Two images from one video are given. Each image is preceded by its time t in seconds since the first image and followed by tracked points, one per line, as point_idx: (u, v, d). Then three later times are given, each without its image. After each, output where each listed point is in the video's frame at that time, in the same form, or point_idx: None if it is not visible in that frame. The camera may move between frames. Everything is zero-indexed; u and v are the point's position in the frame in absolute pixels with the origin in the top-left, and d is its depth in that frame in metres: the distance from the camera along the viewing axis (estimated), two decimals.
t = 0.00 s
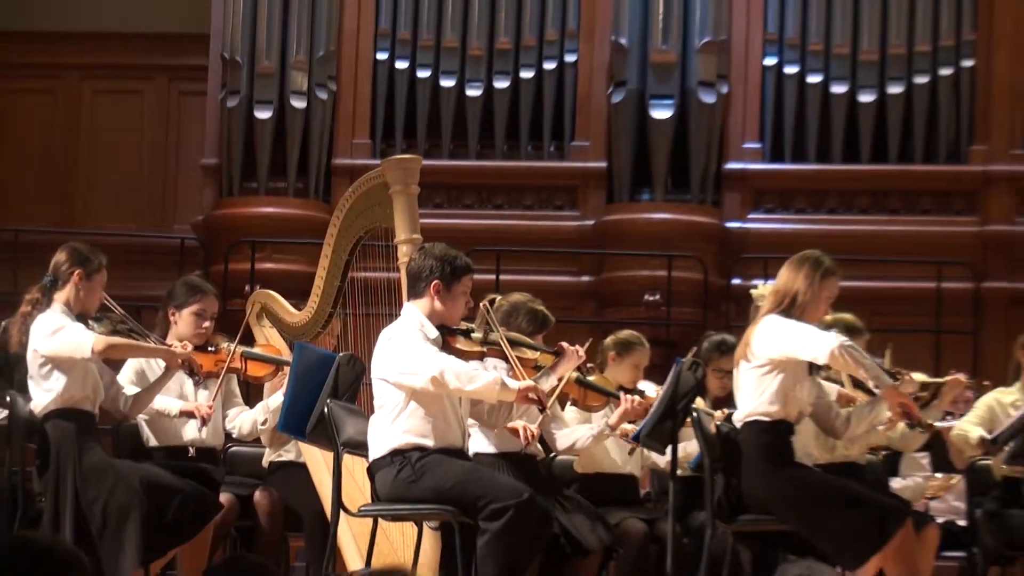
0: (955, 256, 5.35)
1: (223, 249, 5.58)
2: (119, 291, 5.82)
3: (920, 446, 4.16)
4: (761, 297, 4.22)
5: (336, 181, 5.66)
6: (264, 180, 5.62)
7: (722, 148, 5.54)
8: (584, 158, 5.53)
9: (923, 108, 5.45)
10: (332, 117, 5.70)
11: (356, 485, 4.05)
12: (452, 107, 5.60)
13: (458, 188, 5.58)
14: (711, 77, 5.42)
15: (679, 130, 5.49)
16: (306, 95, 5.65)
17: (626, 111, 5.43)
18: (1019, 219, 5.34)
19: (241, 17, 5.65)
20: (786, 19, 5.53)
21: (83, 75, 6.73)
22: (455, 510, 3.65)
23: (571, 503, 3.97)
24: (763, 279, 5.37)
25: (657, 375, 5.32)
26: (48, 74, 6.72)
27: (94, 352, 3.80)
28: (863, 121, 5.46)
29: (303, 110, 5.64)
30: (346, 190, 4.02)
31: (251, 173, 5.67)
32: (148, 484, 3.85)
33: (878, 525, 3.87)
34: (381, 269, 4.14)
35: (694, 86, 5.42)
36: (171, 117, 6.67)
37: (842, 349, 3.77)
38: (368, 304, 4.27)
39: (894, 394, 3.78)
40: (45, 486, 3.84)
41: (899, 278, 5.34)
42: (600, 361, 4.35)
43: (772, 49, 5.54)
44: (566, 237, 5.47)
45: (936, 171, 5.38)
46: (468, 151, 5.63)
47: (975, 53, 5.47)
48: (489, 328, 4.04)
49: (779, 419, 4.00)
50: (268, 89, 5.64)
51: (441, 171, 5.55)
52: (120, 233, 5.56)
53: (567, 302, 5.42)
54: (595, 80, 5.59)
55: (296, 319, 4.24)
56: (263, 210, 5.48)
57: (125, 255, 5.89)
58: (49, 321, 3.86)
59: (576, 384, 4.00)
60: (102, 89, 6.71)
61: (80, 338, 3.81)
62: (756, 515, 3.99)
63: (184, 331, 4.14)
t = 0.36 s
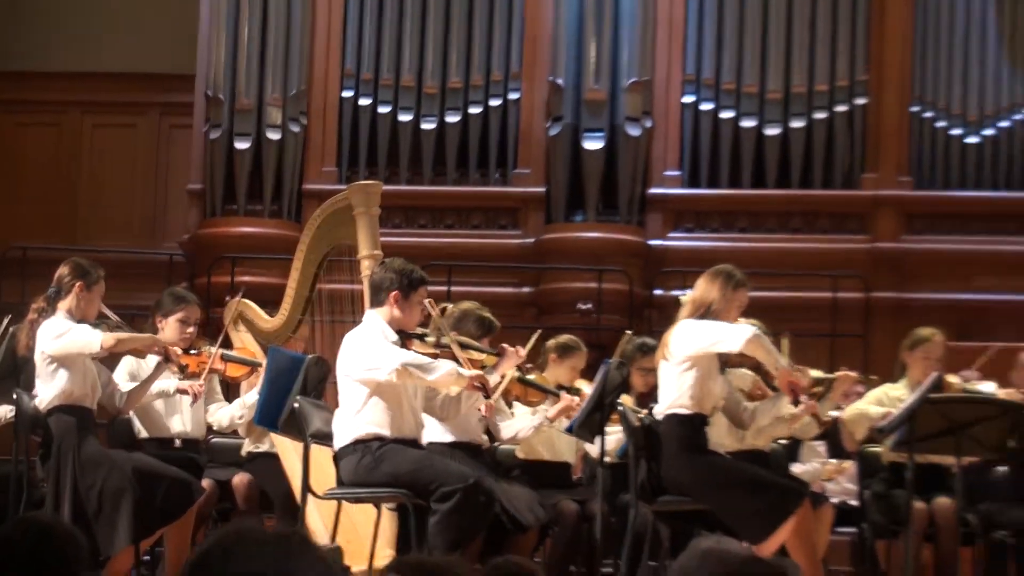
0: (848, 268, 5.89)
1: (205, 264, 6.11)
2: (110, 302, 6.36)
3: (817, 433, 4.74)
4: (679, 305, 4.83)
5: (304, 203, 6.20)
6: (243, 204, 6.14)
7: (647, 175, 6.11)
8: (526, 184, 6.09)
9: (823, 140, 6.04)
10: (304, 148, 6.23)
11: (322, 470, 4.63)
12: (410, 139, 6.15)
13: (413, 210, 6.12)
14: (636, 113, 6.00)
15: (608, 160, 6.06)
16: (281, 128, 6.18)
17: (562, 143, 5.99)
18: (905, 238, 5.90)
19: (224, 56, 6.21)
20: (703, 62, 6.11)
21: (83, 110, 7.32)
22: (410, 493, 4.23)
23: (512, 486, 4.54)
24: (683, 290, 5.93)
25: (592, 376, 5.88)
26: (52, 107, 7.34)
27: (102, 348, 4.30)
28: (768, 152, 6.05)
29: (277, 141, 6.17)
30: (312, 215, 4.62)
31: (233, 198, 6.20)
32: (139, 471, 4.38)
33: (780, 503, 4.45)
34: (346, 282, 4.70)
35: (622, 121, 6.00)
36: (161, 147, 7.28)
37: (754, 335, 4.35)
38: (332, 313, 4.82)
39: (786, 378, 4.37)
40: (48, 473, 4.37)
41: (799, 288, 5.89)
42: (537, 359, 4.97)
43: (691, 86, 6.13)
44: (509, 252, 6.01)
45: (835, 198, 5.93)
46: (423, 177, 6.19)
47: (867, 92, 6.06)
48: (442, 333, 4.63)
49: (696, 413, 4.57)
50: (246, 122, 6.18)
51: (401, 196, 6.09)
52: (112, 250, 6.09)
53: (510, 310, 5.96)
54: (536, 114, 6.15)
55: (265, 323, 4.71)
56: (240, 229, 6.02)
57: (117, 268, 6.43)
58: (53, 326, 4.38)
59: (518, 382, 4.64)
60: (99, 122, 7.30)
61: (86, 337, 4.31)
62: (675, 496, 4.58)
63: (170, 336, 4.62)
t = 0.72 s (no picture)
0: (710, 275, 6.49)
1: (142, 274, 6.67)
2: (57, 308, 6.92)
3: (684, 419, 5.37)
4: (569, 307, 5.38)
5: (233, 218, 6.78)
6: (177, 218, 6.71)
7: (536, 192, 6.69)
8: (429, 201, 6.69)
9: (690, 161, 6.67)
10: (230, 169, 6.80)
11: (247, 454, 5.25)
12: (324, 160, 6.75)
13: (327, 224, 6.70)
14: (526, 137, 6.62)
15: (501, 180, 6.67)
16: (210, 152, 6.77)
17: (460, 164, 6.61)
18: (762, 247, 6.52)
19: (159, 85, 6.81)
20: (584, 93, 6.75)
21: (36, 137, 8.02)
22: (326, 474, 4.81)
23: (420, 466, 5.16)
24: (568, 294, 6.51)
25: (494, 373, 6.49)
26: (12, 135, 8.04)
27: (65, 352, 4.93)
28: (641, 172, 6.68)
29: (208, 163, 6.75)
30: (235, 231, 5.26)
31: (168, 213, 6.76)
32: (86, 455, 4.99)
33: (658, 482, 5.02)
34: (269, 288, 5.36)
35: (513, 144, 6.62)
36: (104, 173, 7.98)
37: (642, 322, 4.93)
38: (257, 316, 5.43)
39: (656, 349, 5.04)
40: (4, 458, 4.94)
41: (658, 292, 6.47)
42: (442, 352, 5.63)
43: (575, 115, 6.73)
44: (416, 260, 6.59)
45: (702, 212, 6.54)
46: (337, 195, 6.77)
47: (729, 119, 6.69)
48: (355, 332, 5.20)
49: (582, 402, 5.15)
50: (180, 146, 6.77)
51: (319, 212, 6.67)
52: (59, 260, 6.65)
53: (413, 312, 6.52)
54: (437, 138, 6.77)
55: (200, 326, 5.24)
56: (174, 241, 6.56)
57: (63, 277, 7.00)
58: (14, 327, 4.97)
59: (424, 375, 5.22)
60: (50, 147, 8.02)
61: (52, 340, 4.91)
62: (559, 476, 5.24)
63: (111, 336, 5.25)
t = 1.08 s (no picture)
0: (625, 270, 7.16)
1: (120, 271, 7.29)
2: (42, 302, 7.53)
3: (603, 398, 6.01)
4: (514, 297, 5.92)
5: (201, 221, 7.41)
6: (152, 219, 7.31)
7: (472, 197, 7.35)
8: (376, 204, 7.34)
9: (609, 171, 7.35)
10: (199, 176, 7.43)
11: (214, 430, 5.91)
12: (282, 168, 7.39)
13: (284, 225, 7.33)
14: (463, 147, 7.28)
15: (442, 186, 7.32)
16: (181, 161, 7.38)
17: (404, 173, 7.27)
18: (673, 245, 7.19)
19: (134, 100, 7.41)
20: (515, 108, 7.40)
21: (25, 148, 8.64)
22: (285, 447, 5.44)
23: (369, 441, 5.81)
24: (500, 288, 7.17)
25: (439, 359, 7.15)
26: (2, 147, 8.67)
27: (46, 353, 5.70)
28: (566, 179, 7.34)
29: (179, 170, 7.36)
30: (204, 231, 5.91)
31: (143, 214, 7.37)
32: (69, 432, 5.64)
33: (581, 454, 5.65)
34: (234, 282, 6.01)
35: (451, 154, 7.27)
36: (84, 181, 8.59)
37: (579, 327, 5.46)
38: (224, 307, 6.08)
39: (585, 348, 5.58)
40: None
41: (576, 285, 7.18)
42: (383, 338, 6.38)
43: (507, 129, 7.39)
44: (368, 257, 7.22)
45: (620, 215, 7.21)
46: (295, 198, 7.42)
47: (643, 131, 7.37)
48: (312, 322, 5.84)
49: (515, 383, 5.73)
50: (153, 155, 7.38)
51: (277, 215, 7.31)
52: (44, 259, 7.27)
53: (362, 304, 7.18)
54: (384, 149, 7.41)
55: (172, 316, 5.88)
56: (150, 240, 7.18)
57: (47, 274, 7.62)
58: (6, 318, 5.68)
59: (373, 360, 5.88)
60: (38, 157, 8.63)
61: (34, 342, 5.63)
62: (494, 448, 5.77)
63: (93, 326, 5.97)
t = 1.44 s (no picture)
0: (568, 262, 7.86)
1: (114, 267, 7.96)
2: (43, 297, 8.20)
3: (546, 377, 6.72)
4: (461, 287, 6.55)
5: (188, 221, 8.09)
6: (143, 220, 7.97)
7: (430, 199, 8.07)
8: (345, 205, 8.04)
9: (551, 175, 8.07)
10: (185, 181, 8.11)
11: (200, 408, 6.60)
12: (259, 173, 8.08)
13: (262, 224, 8.03)
14: (422, 153, 7.98)
15: (403, 189, 8.02)
16: (169, 167, 8.04)
17: (369, 177, 7.97)
18: (611, 239, 7.92)
19: (126, 112, 8.07)
20: (469, 118, 8.10)
21: (27, 156, 9.29)
22: (263, 423, 6.09)
23: (339, 418, 6.48)
24: (457, 279, 7.89)
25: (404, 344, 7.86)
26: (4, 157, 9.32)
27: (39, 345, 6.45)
28: (514, 182, 8.06)
29: (168, 176, 8.03)
30: (190, 230, 6.59)
31: (135, 215, 8.03)
32: (69, 412, 6.29)
33: (528, 427, 6.30)
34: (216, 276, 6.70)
35: (411, 160, 7.97)
36: (81, 188, 9.25)
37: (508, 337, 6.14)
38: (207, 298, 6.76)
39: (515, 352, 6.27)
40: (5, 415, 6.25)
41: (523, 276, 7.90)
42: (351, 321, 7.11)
43: (461, 137, 8.09)
44: (339, 253, 7.93)
45: (562, 213, 7.94)
46: (272, 199, 8.12)
47: (583, 139, 8.08)
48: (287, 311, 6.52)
49: (466, 363, 6.41)
50: (143, 162, 8.04)
51: (255, 215, 8.01)
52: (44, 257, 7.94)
53: (332, 295, 7.87)
54: (351, 156, 8.11)
55: (160, 307, 6.55)
56: (142, 239, 7.85)
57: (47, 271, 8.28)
58: (8, 314, 6.41)
59: (342, 345, 6.57)
60: (39, 164, 9.29)
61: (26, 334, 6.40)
62: (452, 422, 6.43)
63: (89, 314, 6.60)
